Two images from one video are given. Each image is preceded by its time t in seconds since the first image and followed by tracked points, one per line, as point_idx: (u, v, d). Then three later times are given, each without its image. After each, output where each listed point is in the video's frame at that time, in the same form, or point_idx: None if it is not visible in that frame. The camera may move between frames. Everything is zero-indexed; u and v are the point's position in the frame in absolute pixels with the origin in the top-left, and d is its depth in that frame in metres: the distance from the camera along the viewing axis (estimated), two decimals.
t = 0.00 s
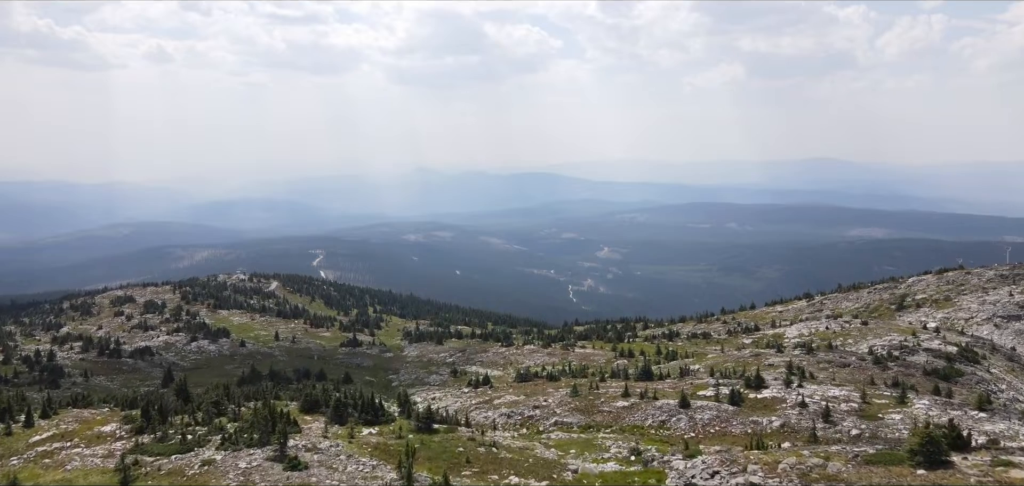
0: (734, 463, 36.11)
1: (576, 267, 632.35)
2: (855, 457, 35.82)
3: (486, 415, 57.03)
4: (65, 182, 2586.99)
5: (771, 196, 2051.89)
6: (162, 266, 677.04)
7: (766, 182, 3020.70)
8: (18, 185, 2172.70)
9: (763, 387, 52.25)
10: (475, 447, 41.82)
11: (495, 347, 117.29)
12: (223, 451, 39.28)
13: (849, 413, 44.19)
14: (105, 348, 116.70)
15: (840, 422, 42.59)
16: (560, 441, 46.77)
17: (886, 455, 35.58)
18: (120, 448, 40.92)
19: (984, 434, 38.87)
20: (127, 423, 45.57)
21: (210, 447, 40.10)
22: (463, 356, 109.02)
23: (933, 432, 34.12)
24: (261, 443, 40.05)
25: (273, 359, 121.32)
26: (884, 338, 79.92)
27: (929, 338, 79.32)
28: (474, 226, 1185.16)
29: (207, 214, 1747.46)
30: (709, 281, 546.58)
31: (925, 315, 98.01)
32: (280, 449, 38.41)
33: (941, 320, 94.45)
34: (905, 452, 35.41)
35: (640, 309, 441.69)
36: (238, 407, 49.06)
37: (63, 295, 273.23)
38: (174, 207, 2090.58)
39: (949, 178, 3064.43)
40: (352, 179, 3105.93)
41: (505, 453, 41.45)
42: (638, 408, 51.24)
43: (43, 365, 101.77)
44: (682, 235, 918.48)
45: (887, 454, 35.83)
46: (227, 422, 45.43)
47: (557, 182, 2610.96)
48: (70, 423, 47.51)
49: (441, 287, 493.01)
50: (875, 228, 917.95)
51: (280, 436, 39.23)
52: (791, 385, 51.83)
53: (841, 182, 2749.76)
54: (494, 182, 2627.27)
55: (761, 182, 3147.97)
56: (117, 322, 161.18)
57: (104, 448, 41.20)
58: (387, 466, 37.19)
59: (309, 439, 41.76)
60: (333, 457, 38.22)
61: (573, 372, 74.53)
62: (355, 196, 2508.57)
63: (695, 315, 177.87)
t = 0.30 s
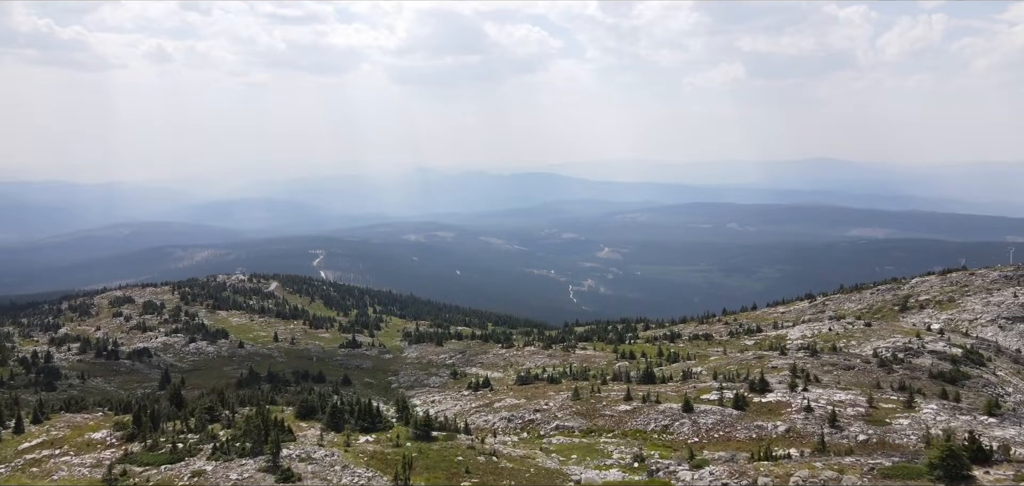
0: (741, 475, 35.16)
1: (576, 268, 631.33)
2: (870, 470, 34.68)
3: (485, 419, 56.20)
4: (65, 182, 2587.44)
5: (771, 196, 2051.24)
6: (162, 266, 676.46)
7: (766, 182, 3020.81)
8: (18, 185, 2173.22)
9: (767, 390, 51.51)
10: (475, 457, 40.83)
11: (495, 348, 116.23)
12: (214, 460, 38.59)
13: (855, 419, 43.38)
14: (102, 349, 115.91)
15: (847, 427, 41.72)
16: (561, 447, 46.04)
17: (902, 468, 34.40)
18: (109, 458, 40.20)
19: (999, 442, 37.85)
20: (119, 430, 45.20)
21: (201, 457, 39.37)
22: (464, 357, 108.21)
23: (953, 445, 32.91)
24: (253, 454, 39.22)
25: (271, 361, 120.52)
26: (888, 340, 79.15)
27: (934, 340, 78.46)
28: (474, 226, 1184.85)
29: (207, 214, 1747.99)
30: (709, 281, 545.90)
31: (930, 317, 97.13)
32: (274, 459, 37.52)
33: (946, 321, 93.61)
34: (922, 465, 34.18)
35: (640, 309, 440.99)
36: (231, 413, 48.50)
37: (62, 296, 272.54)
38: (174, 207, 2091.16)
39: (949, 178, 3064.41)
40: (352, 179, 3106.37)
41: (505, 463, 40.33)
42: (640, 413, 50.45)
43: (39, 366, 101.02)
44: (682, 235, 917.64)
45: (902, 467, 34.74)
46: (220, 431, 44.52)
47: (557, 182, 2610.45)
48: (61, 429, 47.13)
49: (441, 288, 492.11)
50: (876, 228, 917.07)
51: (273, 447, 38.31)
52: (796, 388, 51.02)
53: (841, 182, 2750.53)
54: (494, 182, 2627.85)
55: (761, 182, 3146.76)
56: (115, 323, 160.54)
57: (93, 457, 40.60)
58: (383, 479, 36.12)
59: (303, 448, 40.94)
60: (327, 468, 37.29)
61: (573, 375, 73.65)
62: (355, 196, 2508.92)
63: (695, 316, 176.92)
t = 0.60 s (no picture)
0: None
1: (576, 268, 630.31)
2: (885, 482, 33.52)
3: (485, 424, 55.39)
4: (66, 182, 2587.24)
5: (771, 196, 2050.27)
6: (162, 266, 675.54)
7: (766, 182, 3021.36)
8: (19, 185, 2173.38)
9: (772, 394, 50.56)
10: (475, 466, 39.83)
11: (495, 350, 115.27)
12: (204, 471, 37.75)
13: (862, 424, 42.52)
14: (100, 350, 115.18)
15: (854, 433, 40.89)
16: (562, 452, 45.28)
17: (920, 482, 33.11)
18: (97, 466, 39.59)
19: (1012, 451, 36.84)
20: (109, 436, 44.72)
21: (191, 467, 38.66)
22: (464, 359, 107.42)
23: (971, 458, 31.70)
24: (245, 464, 38.44)
25: (270, 362, 119.79)
26: (892, 342, 78.23)
27: (938, 342, 77.64)
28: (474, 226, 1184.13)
29: (207, 214, 1748.04)
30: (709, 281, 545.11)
31: (933, 318, 96.34)
32: (268, 471, 36.42)
33: (949, 323, 92.72)
34: (938, 478, 32.96)
35: (640, 309, 439.95)
36: (225, 419, 47.96)
37: (60, 296, 271.47)
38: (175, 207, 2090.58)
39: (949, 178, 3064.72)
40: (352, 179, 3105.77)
41: (505, 473, 39.35)
42: (643, 417, 49.64)
43: (36, 368, 100.43)
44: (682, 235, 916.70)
45: (918, 479, 33.54)
46: (211, 439, 43.82)
47: (557, 182, 2609.12)
48: (51, 436, 46.87)
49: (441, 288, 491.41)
50: (876, 228, 915.60)
51: (266, 457, 37.36)
52: (801, 393, 50.12)
53: (841, 182, 2750.72)
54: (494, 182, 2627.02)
55: (761, 182, 3145.67)
56: (114, 323, 159.75)
57: (82, 465, 40.07)
58: None
59: (298, 458, 40.09)
60: (321, 480, 36.31)
61: (573, 378, 72.77)
62: (355, 196, 2508.84)
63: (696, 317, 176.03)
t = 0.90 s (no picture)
0: None
1: (576, 268, 629.25)
2: None
3: (485, 429, 54.46)
4: (66, 182, 2586.96)
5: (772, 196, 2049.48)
6: (161, 267, 674.27)
7: (766, 183, 3020.54)
8: (18, 185, 2171.46)
9: (776, 398, 49.88)
10: (473, 477, 38.93)
11: (495, 351, 114.31)
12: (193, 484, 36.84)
13: (869, 430, 41.80)
14: (98, 352, 114.41)
15: (861, 439, 40.04)
16: (563, 456, 44.58)
17: None
18: (85, 478, 38.88)
19: None
20: (99, 444, 44.26)
21: (181, 478, 37.78)
22: (464, 361, 106.44)
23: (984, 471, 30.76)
24: (236, 475, 37.64)
25: (268, 363, 118.78)
26: (897, 343, 77.51)
27: (943, 344, 76.71)
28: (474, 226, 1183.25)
29: (207, 214, 1747.60)
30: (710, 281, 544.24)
31: (937, 319, 95.60)
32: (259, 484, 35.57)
33: (954, 325, 91.99)
34: None
35: (641, 309, 439.05)
36: (218, 426, 47.43)
37: (59, 296, 270.51)
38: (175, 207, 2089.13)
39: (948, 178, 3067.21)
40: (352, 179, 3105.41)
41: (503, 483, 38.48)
42: (645, 420, 48.92)
43: (33, 370, 99.70)
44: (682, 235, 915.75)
45: None
46: (203, 448, 42.93)
47: (557, 182, 2609.11)
48: (42, 444, 46.46)
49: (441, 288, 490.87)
50: (877, 228, 914.94)
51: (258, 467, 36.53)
52: (806, 396, 49.26)
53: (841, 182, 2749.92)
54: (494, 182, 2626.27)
55: (761, 182, 3145.19)
56: (112, 325, 159.00)
57: (70, 475, 39.54)
58: None
59: (291, 467, 39.33)
60: None
61: (573, 381, 71.92)
62: (356, 196, 2508.33)
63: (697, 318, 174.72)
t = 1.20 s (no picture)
0: None
1: (576, 268, 628.41)
2: None
3: (484, 434, 53.64)
4: (66, 182, 2587.80)
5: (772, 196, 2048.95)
6: (161, 267, 673.15)
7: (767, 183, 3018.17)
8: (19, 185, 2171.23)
9: (782, 403, 48.97)
10: None
11: (496, 353, 113.31)
12: None
13: (876, 436, 40.96)
14: (95, 354, 113.55)
15: (869, 444, 39.34)
16: (565, 462, 43.73)
17: None
18: None
19: None
20: (88, 452, 43.74)
21: None
22: (464, 362, 105.63)
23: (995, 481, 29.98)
24: None
25: (267, 365, 117.96)
26: (901, 345, 76.70)
27: (948, 346, 75.85)
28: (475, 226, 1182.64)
29: (207, 214, 1747.32)
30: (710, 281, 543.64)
31: (941, 321, 94.77)
32: None
33: (957, 326, 91.20)
34: None
35: (641, 309, 438.17)
36: (211, 433, 46.77)
37: (58, 297, 269.54)
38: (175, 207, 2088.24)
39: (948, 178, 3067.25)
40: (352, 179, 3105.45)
41: None
42: (648, 425, 48.04)
43: (29, 372, 98.90)
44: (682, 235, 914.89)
45: None
46: (194, 457, 42.13)
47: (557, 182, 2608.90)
48: (32, 450, 45.94)
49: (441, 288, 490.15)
50: (878, 228, 914.03)
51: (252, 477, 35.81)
52: (812, 401, 48.40)
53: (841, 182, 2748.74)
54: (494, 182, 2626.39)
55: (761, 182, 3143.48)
56: (110, 326, 158.17)
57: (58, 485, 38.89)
58: None
59: (286, 478, 38.56)
60: None
61: (574, 384, 70.94)
62: (355, 196, 2508.46)
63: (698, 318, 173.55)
